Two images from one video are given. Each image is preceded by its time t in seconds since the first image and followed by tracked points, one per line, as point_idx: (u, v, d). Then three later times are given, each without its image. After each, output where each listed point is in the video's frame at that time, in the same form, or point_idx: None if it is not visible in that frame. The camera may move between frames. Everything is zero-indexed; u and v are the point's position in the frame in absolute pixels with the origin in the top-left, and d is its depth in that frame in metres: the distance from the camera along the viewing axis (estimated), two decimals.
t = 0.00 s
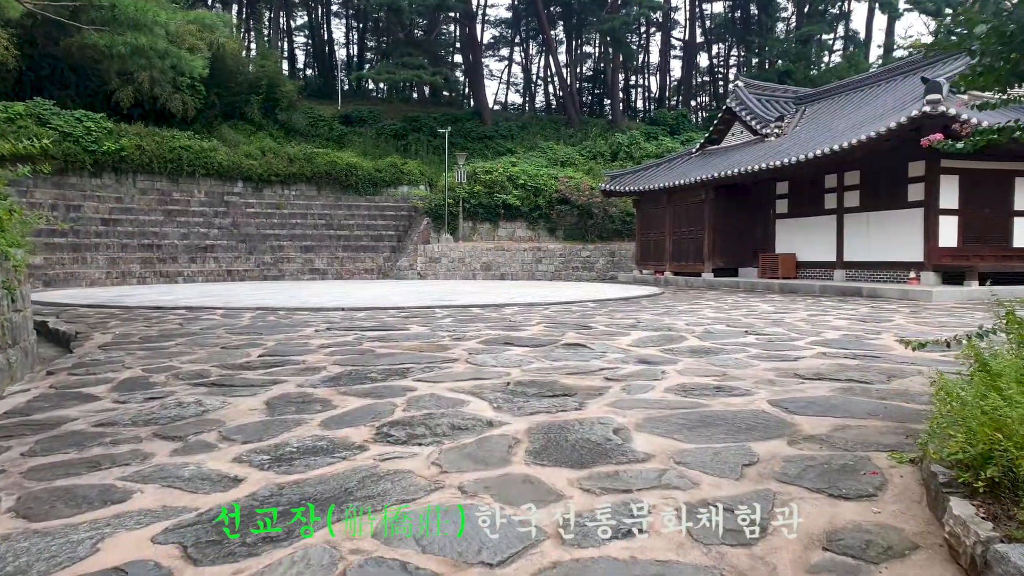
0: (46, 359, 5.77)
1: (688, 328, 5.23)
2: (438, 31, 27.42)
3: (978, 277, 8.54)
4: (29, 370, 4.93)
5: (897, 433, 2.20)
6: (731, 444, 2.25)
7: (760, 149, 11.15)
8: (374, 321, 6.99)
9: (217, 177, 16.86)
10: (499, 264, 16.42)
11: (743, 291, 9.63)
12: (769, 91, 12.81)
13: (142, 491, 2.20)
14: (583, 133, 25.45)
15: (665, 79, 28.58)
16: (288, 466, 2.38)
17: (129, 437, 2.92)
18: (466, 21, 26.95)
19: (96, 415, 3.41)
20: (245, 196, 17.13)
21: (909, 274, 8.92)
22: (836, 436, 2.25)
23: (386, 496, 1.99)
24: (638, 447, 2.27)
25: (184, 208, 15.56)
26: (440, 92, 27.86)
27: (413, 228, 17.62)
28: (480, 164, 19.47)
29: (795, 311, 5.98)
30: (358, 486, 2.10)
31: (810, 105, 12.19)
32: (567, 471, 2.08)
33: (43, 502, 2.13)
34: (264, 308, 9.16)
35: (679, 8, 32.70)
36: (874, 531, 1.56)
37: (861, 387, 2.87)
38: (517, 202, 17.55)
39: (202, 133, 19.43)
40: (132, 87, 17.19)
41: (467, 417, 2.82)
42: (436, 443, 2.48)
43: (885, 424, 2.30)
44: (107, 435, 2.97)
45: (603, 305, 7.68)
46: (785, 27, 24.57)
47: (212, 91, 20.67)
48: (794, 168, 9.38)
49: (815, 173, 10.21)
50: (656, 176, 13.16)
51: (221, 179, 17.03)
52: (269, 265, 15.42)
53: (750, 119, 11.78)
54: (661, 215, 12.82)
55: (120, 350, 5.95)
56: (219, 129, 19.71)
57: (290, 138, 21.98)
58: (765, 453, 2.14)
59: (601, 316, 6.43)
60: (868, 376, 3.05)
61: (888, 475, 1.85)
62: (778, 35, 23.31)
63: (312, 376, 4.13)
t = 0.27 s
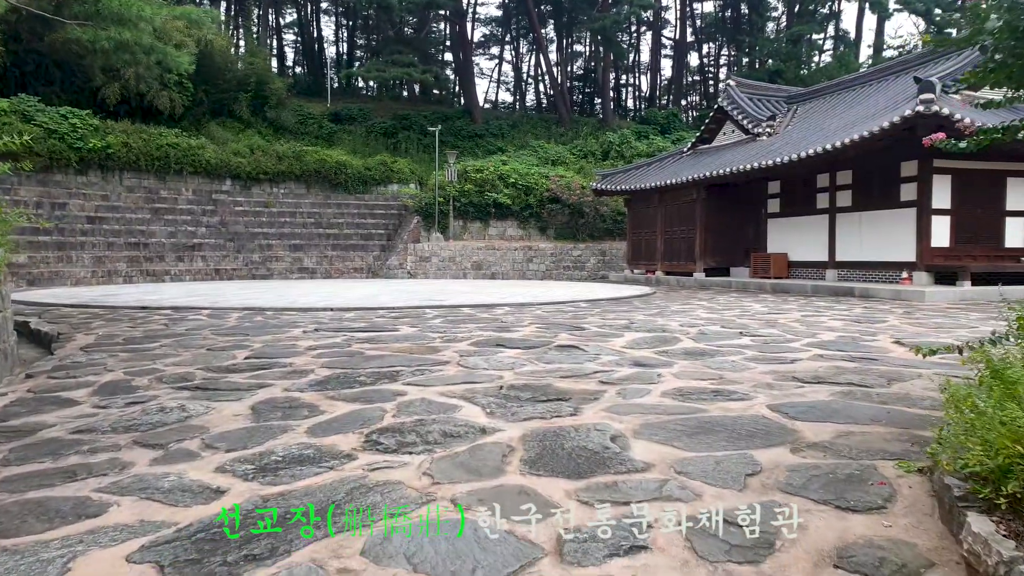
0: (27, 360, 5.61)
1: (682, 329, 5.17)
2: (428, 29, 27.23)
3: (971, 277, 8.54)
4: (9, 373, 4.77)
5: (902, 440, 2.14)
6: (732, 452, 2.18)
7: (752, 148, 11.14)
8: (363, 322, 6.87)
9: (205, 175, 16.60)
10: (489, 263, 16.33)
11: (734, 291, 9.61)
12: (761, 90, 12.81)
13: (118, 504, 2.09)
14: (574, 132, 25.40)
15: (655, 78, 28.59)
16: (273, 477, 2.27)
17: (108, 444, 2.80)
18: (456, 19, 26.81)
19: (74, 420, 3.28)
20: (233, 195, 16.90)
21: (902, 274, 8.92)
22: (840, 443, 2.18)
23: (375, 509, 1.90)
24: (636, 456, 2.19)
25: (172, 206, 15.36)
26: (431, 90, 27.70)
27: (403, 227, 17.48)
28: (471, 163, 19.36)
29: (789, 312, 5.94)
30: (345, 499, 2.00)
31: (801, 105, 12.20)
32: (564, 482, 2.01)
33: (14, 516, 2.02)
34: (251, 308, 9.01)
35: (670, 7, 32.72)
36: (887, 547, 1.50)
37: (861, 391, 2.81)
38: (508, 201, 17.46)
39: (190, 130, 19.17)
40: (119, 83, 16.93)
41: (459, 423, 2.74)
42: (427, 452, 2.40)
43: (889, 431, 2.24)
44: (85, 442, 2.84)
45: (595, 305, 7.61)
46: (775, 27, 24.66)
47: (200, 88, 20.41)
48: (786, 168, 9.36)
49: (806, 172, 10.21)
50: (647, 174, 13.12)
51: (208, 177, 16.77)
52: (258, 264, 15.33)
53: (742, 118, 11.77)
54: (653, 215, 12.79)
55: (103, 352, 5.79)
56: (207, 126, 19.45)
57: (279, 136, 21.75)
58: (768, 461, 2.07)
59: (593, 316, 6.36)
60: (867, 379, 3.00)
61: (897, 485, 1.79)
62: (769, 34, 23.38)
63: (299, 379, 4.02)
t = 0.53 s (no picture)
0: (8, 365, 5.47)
1: (677, 330, 5.11)
2: (418, 27, 27.05)
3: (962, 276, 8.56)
4: None
5: (910, 448, 2.08)
6: (736, 462, 2.12)
7: (744, 146, 11.12)
8: (354, 323, 6.77)
9: (193, 174, 16.36)
10: (481, 262, 16.23)
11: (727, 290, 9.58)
12: (754, 88, 12.80)
13: (97, 522, 1.99)
14: (565, 130, 25.35)
15: (646, 76, 28.58)
16: (261, 492, 2.18)
17: (89, 457, 2.69)
18: (446, 17, 26.64)
19: (54, 431, 3.15)
20: (222, 193, 16.68)
21: (895, 273, 8.93)
22: (846, 451, 2.12)
23: (368, 528, 1.81)
24: (638, 467, 2.13)
25: (159, 205, 15.15)
26: (421, 87, 27.54)
27: (393, 226, 17.35)
28: (462, 161, 19.24)
29: (784, 311, 5.91)
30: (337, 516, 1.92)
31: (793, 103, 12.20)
32: (565, 496, 1.94)
33: None
34: (240, 310, 8.86)
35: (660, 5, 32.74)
36: (905, 566, 1.44)
37: (864, 395, 2.76)
38: (499, 200, 17.35)
39: (178, 128, 18.92)
40: (105, 81, 16.67)
41: (454, 432, 2.66)
42: (421, 464, 2.32)
43: (898, 438, 2.18)
44: (64, 455, 2.73)
45: (588, 306, 7.55)
46: (765, 25, 24.71)
47: (188, 86, 20.17)
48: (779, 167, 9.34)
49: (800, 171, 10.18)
50: (639, 173, 13.09)
51: (196, 176, 16.52)
52: (246, 263, 15.14)
53: (734, 117, 11.75)
54: (645, 213, 12.77)
55: (86, 356, 5.63)
56: (195, 124, 19.20)
57: (268, 135, 21.51)
58: (775, 472, 2.01)
59: (587, 317, 6.30)
60: (868, 382, 2.95)
61: (910, 498, 1.73)
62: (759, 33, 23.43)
63: (288, 385, 3.92)
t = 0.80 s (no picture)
0: None
1: (669, 332, 5.07)
2: (407, 25, 26.87)
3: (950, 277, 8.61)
4: None
5: (912, 456, 2.04)
6: (735, 472, 2.06)
7: (733, 147, 11.14)
8: (341, 325, 6.66)
9: (178, 172, 16.10)
10: (469, 262, 16.14)
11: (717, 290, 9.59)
12: (743, 89, 12.84)
13: (68, 542, 1.89)
14: (554, 129, 25.31)
15: (635, 76, 28.62)
16: (244, 506, 2.09)
17: (63, 469, 2.58)
18: (435, 15, 26.49)
19: (26, 440, 3.03)
20: (207, 192, 16.43)
21: (884, 273, 8.97)
22: (847, 460, 2.08)
23: (357, 546, 1.74)
24: (635, 478, 2.07)
25: (143, 203, 14.86)
26: (409, 86, 27.37)
27: (381, 225, 17.22)
28: (450, 160, 19.13)
29: (775, 313, 5.89)
30: (322, 534, 1.84)
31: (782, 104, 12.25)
32: (562, 510, 1.88)
33: None
34: (225, 311, 8.70)
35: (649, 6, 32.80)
36: None
37: (861, 400, 2.72)
38: (488, 199, 17.26)
39: (162, 126, 18.63)
40: (87, 77, 16.36)
41: (445, 441, 2.58)
42: (411, 476, 2.25)
43: (901, 446, 2.14)
44: (36, 467, 2.61)
45: (579, 307, 7.50)
46: (753, 26, 24.83)
47: (173, 83, 19.90)
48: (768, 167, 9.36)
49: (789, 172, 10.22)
50: (628, 173, 13.09)
51: (181, 174, 16.24)
52: (231, 263, 14.98)
53: (723, 117, 11.77)
54: (634, 213, 12.77)
55: (63, 360, 5.47)
56: (180, 121, 18.92)
57: (254, 133, 21.24)
58: (776, 483, 1.96)
59: (578, 319, 6.24)
60: (864, 386, 2.91)
61: (915, 510, 1.69)
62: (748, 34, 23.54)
63: (273, 391, 3.82)
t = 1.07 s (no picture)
0: None
1: (653, 332, 5.02)
2: (387, 23, 26.60)
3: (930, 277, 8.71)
4: None
5: (904, 460, 2.00)
6: (726, 479, 1.99)
7: (714, 147, 11.18)
8: (319, 326, 6.50)
9: (152, 170, 15.71)
10: (450, 262, 16.00)
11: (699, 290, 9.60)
12: (724, 89, 12.90)
13: (19, 562, 1.75)
14: (535, 129, 25.25)
15: (616, 76, 28.68)
16: (211, 521, 1.96)
17: (20, 481, 2.42)
18: (415, 13, 26.26)
19: None
20: (183, 191, 16.06)
21: (864, 273, 9.04)
22: (840, 465, 2.03)
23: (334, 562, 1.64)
24: (623, 487, 1.99)
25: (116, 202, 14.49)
26: (389, 84, 27.10)
27: (361, 224, 17.00)
28: (431, 159, 18.96)
29: (758, 313, 5.87)
30: (296, 550, 1.73)
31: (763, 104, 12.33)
32: (547, 521, 1.80)
33: None
34: (199, 312, 8.47)
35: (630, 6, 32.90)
36: None
37: (849, 402, 2.68)
38: (470, 199, 17.12)
39: (136, 123, 18.19)
40: (56, 72, 15.89)
41: (426, 449, 2.48)
42: (391, 485, 2.14)
43: (893, 450, 2.09)
44: None
45: (561, 307, 7.43)
46: (733, 26, 25.01)
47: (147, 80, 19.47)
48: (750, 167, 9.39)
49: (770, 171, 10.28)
50: (610, 172, 13.08)
51: (156, 173, 15.85)
52: (207, 263, 14.67)
53: (705, 117, 11.81)
54: (616, 213, 12.77)
55: (27, 364, 5.24)
56: (154, 119, 18.49)
57: (231, 131, 20.82)
58: (769, 490, 1.90)
59: (560, 319, 6.17)
60: (852, 388, 2.88)
61: (913, 517, 1.64)
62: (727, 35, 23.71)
63: (247, 396, 3.67)
